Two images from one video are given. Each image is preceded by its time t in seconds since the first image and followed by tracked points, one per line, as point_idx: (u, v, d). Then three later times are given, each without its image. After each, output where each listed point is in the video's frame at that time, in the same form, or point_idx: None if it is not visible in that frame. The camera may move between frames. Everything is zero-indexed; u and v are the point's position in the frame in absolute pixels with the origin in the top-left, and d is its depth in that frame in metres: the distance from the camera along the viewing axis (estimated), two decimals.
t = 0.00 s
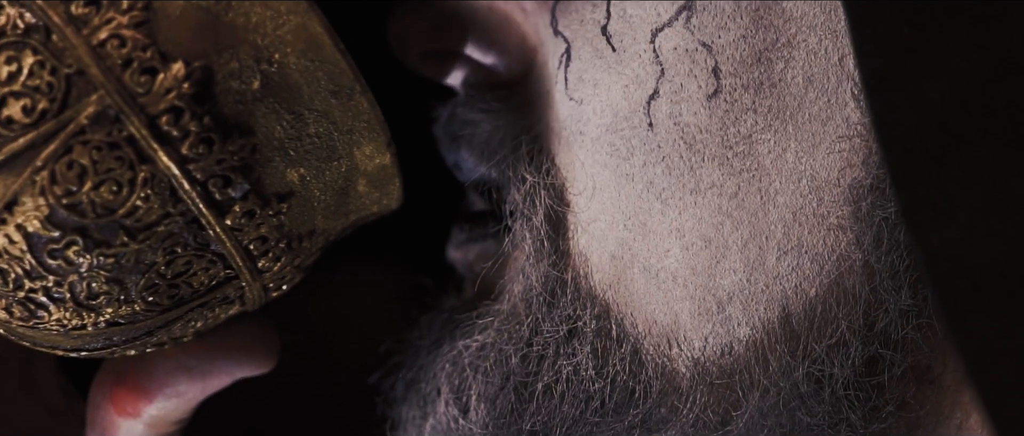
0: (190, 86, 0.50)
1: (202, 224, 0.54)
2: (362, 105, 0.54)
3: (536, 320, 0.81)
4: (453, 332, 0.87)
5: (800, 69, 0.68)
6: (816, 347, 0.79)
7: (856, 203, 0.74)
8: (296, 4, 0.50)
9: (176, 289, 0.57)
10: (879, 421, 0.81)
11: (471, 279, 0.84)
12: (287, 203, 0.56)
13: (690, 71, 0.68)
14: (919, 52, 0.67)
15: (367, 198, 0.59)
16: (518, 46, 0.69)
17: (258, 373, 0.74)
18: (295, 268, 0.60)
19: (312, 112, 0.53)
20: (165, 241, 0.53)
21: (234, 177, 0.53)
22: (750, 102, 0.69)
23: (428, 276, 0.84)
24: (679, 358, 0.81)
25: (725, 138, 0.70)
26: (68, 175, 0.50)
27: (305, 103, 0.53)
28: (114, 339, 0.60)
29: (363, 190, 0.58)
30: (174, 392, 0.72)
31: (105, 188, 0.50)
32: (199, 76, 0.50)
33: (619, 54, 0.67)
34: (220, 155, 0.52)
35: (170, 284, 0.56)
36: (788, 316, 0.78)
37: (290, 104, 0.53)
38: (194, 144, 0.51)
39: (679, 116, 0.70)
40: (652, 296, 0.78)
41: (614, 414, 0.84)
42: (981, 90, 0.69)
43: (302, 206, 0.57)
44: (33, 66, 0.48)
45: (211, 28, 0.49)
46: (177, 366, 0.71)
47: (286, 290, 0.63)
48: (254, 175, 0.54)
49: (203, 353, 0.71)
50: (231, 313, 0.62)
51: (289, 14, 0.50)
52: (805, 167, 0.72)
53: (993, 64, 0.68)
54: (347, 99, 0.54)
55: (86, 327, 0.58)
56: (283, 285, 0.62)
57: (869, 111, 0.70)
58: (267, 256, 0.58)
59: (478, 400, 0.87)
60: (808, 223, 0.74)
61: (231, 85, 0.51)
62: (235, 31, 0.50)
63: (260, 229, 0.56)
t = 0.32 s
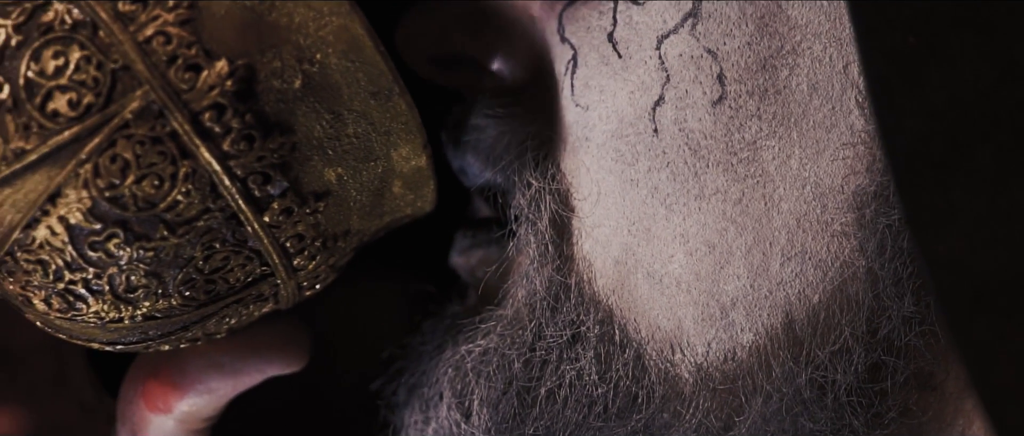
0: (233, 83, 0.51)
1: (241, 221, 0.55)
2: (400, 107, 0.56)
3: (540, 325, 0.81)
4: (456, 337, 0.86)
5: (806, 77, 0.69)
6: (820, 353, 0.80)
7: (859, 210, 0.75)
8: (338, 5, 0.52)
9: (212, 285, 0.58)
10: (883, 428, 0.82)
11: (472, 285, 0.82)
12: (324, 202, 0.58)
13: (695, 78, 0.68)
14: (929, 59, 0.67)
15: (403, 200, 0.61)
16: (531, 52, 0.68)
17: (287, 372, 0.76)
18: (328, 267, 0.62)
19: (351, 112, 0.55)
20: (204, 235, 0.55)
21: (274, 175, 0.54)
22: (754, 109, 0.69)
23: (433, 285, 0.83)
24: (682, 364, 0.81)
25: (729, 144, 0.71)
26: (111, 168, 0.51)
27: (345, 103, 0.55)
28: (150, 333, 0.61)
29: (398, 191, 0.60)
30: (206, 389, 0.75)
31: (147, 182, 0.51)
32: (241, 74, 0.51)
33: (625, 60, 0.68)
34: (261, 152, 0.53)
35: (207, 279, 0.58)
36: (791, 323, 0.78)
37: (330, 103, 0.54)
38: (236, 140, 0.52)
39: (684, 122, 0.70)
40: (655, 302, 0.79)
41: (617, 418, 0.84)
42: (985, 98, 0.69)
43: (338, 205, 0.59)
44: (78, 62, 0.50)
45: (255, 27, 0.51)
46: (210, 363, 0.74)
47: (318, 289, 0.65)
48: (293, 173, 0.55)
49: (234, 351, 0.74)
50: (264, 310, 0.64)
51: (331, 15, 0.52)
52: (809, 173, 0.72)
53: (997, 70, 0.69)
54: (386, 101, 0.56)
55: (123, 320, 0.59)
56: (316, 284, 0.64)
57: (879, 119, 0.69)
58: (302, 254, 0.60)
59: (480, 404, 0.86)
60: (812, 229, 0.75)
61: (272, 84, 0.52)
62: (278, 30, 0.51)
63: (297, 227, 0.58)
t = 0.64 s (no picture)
0: (266, 80, 0.51)
1: (271, 217, 0.54)
2: (430, 107, 0.56)
3: (541, 330, 0.81)
4: (456, 342, 0.85)
5: (808, 84, 0.70)
6: (821, 360, 0.80)
7: (862, 217, 0.75)
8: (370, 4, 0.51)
9: (241, 281, 0.57)
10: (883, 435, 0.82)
11: (473, 291, 0.81)
12: (353, 200, 0.57)
13: (699, 84, 0.69)
14: (924, 69, 0.71)
15: (430, 200, 0.60)
16: (538, 58, 0.68)
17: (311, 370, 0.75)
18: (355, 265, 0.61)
19: (382, 111, 0.55)
20: (234, 231, 0.54)
21: (305, 172, 0.54)
22: (758, 116, 0.70)
23: (434, 290, 0.82)
24: (683, 369, 0.81)
25: (732, 151, 0.71)
26: (144, 163, 0.51)
27: (375, 102, 0.54)
28: (178, 329, 0.60)
29: (426, 191, 0.59)
30: (231, 385, 0.74)
31: (179, 176, 0.51)
32: (274, 72, 0.51)
33: (630, 67, 0.69)
34: (292, 149, 0.53)
35: (235, 275, 0.56)
36: (793, 329, 0.79)
37: (360, 102, 0.54)
38: (268, 137, 0.52)
39: (687, 128, 0.71)
40: (656, 308, 0.79)
41: (618, 423, 0.84)
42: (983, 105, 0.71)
43: (368, 203, 0.58)
44: (115, 57, 0.49)
45: (289, 27, 0.51)
46: (234, 360, 0.73)
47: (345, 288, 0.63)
48: (322, 171, 0.54)
49: (259, 347, 0.73)
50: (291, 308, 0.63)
51: (363, 15, 0.52)
52: (812, 180, 0.73)
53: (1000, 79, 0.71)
54: (416, 101, 0.55)
55: (152, 315, 0.58)
56: (344, 283, 0.62)
57: (880, 126, 0.71)
58: (330, 252, 0.58)
59: (480, 408, 0.86)
60: (814, 236, 0.75)
61: (305, 82, 0.52)
62: (309, 29, 0.51)
63: (326, 225, 0.57)
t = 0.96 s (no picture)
0: (291, 72, 0.53)
1: (294, 207, 0.57)
2: (452, 100, 0.58)
3: (542, 325, 0.81)
4: (457, 338, 0.85)
5: (813, 82, 0.71)
6: (822, 358, 0.80)
7: (865, 215, 0.75)
8: None
9: (263, 271, 0.59)
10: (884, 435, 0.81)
11: (475, 290, 0.83)
12: (375, 193, 0.59)
13: (704, 81, 0.70)
14: (930, 71, 0.70)
15: (450, 193, 0.63)
16: (548, 56, 0.68)
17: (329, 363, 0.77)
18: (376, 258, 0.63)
19: (404, 104, 0.57)
20: (258, 221, 0.56)
21: (328, 163, 0.56)
22: (762, 113, 0.71)
23: (436, 288, 0.84)
24: (685, 366, 0.81)
25: (736, 148, 0.72)
26: (169, 152, 0.53)
27: (398, 94, 0.56)
28: (200, 318, 0.63)
29: (447, 185, 0.62)
30: (251, 375, 0.77)
31: (204, 166, 0.53)
32: (299, 63, 0.53)
33: (635, 63, 0.70)
34: (316, 139, 0.55)
35: (258, 265, 0.59)
36: (795, 327, 0.79)
37: (383, 95, 0.56)
38: (292, 128, 0.54)
39: (691, 124, 0.71)
40: (658, 304, 0.79)
41: (619, 420, 0.83)
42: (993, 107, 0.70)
43: (389, 195, 0.60)
44: (142, 47, 0.52)
45: (315, 19, 0.53)
46: (257, 350, 0.77)
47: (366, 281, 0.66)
48: (345, 162, 0.57)
49: (281, 338, 0.76)
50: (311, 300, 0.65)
51: (387, 8, 0.54)
52: (815, 178, 0.73)
53: (1008, 80, 0.69)
54: (439, 94, 0.57)
55: (174, 304, 0.61)
56: (364, 276, 0.64)
57: (883, 124, 0.72)
58: (352, 244, 0.61)
59: (481, 405, 0.84)
60: (816, 234, 0.75)
61: (329, 74, 0.54)
62: (335, 21, 0.53)
63: (348, 216, 0.59)
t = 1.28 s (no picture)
0: (315, 64, 0.54)
1: (316, 199, 0.58)
2: (475, 96, 0.59)
3: (549, 320, 0.80)
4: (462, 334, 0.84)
5: (823, 79, 0.71)
6: (829, 356, 0.80)
7: (874, 214, 0.76)
8: None
9: (284, 262, 0.61)
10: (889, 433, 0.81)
11: (482, 289, 0.81)
12: (397, 187, 0.60)
13: (713, 77, 0.70)
14: (944, 72, 0.74)
15: (472, 189, 0.64)
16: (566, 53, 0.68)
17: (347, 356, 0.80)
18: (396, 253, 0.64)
19: (428, 98, 0.58)
20: (279, 212, 0.58)
21: (350, 156, 0.57)
22: (771, 110, 0.71)
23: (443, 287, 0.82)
24: (690, 362, 0.81)
25: (745, 144, 0.72)
26: (193, 140, 0.54)
27: (421, 88, 0.57)
28: (220, 308, 0.64)
29: (468, 181, 0.63)
30: (270, 367, 0.79)
31: (227, 156, 0.55)
32: (323, 56, 0.54)
33: (645, 58, 0.70)
34: (339, 132, 0.56)
35: (279, 256, 0.60)
36: (801, 325, 0.79)
37: (406, 89, 0.57)
38: (315, 120, 0.55)
39: (701, 121, 0.72)
40: (665, 301, 0.79)
41: (625, 415, 0.84)
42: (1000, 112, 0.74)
43: (411, 189, 0.61)
44: (169, 36, 0.53)
45: (340, 13, 0.54)
46: (275, 343, 0.79)
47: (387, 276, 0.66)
48: (368, 155, 0.58)
49: (299, 331, 0.78)
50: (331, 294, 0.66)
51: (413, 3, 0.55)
52: (824, 175, 0.73)
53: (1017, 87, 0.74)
54: (462, 89, 0.59)
55: (195, 293, 0.62)
56: (385, 270, 0.65)
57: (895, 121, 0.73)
58: (373, 238, 0.62)
59: (487, 401, 0.84)
60: (824, 231, 0.75)
61: (353, 67, 0.55)
62: (360, 15, 0.54)
63: (369, 210, 0.60)
